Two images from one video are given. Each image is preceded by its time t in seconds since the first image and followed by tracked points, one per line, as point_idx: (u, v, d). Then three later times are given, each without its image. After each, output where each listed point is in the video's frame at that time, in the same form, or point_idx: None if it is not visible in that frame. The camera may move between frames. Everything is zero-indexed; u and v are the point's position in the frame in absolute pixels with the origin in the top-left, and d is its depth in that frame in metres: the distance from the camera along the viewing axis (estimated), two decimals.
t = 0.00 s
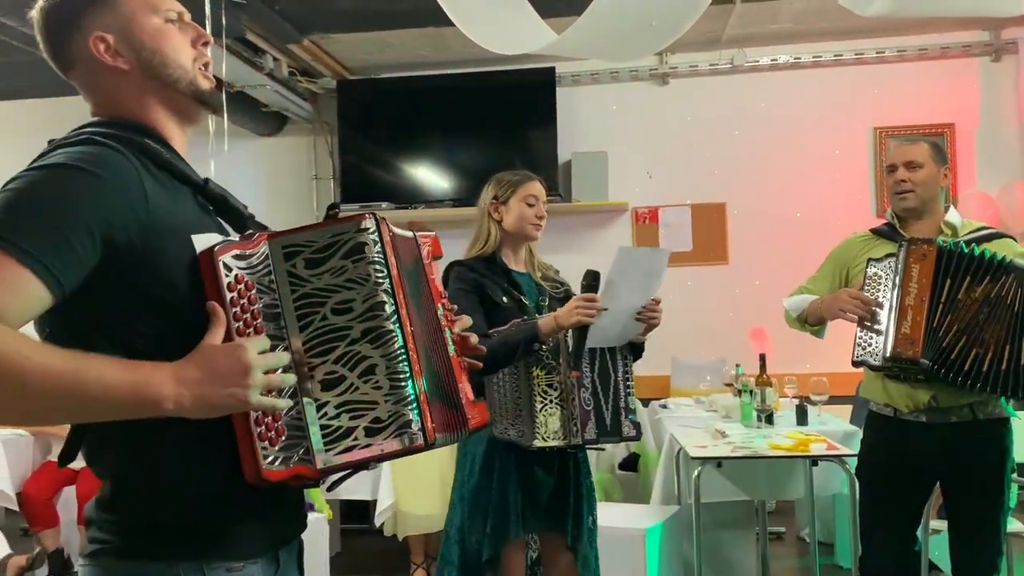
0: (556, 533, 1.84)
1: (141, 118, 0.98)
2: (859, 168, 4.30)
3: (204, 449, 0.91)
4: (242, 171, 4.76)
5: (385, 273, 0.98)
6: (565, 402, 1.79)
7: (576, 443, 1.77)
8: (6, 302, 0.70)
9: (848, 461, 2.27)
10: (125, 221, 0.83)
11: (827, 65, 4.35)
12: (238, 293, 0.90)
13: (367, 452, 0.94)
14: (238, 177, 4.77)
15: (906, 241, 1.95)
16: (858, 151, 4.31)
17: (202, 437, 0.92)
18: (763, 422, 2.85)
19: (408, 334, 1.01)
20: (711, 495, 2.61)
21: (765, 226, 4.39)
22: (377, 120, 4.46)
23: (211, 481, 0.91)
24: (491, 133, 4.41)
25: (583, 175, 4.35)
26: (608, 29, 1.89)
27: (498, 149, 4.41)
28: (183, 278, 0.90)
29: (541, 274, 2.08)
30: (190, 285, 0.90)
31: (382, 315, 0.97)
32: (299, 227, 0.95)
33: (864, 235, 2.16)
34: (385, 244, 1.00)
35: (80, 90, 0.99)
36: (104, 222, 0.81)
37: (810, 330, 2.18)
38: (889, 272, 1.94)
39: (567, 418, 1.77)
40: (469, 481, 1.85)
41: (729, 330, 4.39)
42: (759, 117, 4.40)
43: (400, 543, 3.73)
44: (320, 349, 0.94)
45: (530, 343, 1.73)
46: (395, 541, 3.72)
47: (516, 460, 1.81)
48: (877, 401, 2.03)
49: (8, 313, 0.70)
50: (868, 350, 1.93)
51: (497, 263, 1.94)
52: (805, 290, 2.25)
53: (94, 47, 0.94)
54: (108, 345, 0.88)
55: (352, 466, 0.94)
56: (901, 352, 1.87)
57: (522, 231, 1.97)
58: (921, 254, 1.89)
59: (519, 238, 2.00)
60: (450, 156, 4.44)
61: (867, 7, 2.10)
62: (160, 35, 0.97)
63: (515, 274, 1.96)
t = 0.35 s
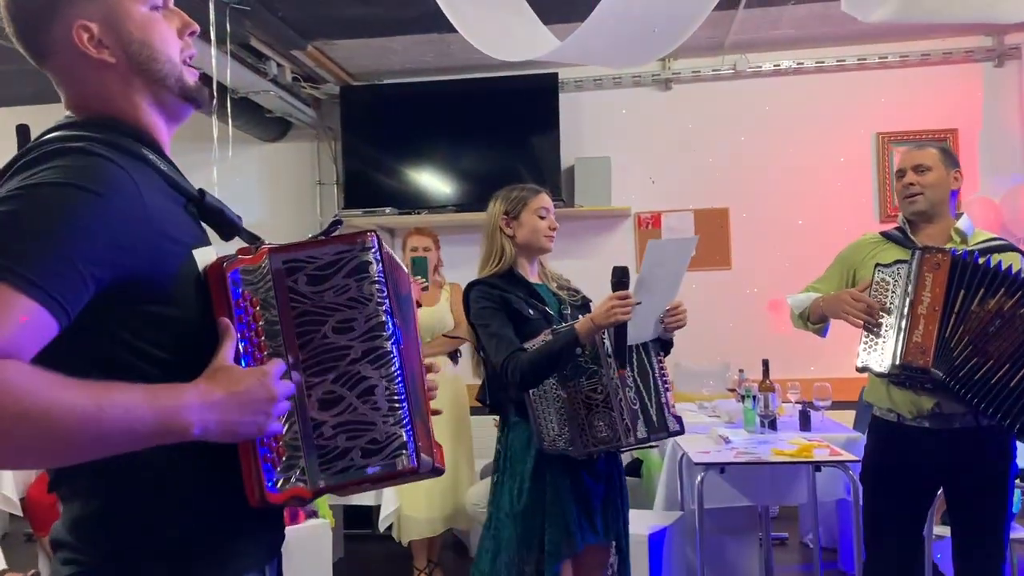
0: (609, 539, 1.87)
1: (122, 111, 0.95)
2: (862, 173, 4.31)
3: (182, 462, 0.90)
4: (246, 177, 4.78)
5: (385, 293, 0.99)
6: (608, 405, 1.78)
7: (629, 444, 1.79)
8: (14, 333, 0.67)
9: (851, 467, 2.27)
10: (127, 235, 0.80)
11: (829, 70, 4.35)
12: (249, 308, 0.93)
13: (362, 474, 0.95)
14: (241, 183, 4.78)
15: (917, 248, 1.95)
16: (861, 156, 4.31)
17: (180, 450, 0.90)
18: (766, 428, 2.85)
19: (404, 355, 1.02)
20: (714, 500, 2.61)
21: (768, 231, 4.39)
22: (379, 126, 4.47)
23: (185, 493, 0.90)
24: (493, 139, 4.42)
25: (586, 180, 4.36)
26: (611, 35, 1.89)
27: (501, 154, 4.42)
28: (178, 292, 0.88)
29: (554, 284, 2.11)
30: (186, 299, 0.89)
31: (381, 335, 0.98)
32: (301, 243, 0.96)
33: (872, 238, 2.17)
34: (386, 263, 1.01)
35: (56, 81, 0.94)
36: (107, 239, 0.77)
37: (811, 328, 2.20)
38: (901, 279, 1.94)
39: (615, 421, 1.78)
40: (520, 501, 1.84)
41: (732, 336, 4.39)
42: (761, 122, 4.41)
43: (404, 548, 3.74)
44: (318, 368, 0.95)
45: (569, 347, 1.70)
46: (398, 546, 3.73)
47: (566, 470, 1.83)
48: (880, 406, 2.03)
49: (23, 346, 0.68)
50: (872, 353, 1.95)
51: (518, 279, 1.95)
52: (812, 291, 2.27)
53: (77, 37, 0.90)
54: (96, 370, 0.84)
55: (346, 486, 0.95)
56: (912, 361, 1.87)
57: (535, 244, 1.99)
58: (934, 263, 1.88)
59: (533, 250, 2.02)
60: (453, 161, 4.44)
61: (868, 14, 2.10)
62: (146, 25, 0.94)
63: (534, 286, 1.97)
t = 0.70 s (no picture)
0: (628, 547, 1.88)
1: (120, 123, 0.96)
2: (863, 182, 4.31)
3: (177, 470, 0.90)
4: (248, 184, 4.79)
5: (382, 307, 0.98)
6: (619, 414, 1.79)
7: (640, 452, 1.80)
8: None
9: (852, 476, 2.26)
10: (112, 247, 0.80)
11: (830, 79, 4.36)
12: (246, 323, 0.92)
13: (354, 491, 0.93)
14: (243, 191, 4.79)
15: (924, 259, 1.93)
16: (861, 164, 4.32)
17: (175, 455, 0.91)
18: (767, 436, 2.85)
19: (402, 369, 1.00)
20: (716, 509, 2.60)
21: (768, 239, 4.39)
22: (381, 134, 4.48)
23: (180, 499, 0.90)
24: (494, 147, 4.43)
25: (587, 187, 4.37)
26: (611, 46, 1.90)
27: (502, 162, 4.42)
28: (168, 300, 0.88)
29: (564, 293, 2.11)
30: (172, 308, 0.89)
31: (379, 349, 0.96)
32: (300, 255, 0.96)
33: (876, 247, 2.17)
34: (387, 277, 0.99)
35: (57, 94, 0.96)
36: (89, 252, 0.77)
37: (818, 339, 2.20)
38: (906, 290, 1.93)
39: (626, 429, 1.79)
40: (536, 510, 1.84)
41: (733, 344, 4.39)
42: (762, 130, 4.42)
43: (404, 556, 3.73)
44: (312, 382, 0.94)
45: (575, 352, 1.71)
46: (398, 554, 3.72)
47: (580, 482, 1.82)
48: (882, 415, 2.03)
49: None
50: (874, 363, 1.96)
51: (529, 292, 1.94)
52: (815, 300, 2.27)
53: (71, 51, 0.91)
54: (83, 376, 0.85)
55: (338, 503, 0.93)
56: (917, 372, 1.86)
57: (542, 251, 1.99)
58: (942, 274, 1.87)
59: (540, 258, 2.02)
60: (455, 169, 4.45)
61: (867, 24, 2.11)
62: (140, 35, 0.95)
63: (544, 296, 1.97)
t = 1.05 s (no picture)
0: (621, 558, 1.84)
1: (155, 144, 1.03)
2: (863, 188, 4.31)
3: (184, 467, 0.90)
4: (248, 189, 4.79)
5: (394, 305, 0.97)
6: (602, 421, 1.77)
7: (623, 460, 1.77)
8: None
9: (853, 484, 2.26)
10: (116, 246, 0.85)
11: (831, 85, 4.37)
12: (251, 321, 0.90)
13: (360, 488, 0.92)
14: (244, 195, 4.79)
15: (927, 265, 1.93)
16: (862, 171, 4.32)
17: (180, 457, 0.91)
18: (767, 443, 2.84)
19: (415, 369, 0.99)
20: (716, 516, 2.60)
21: (769, 245, 4.39)
22: (382, 139, 4.49)
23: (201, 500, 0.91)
24: (495, 153, 4.44)
25: (588, 193, 4.38)
26: (613, 52, 1.90)
27: (503, 168, 4.43)
28: (169, 291, 0.90)
29: (564, 300, 2.11)
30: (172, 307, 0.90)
31: (387, 347, 0.96)
32: (310, 257, 0.96)
33: (875, 254, 2.18)
34: (398, 278, 1.00)
35: (103, 124, 1.04)
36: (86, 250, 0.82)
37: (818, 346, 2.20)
38: (908, 295, 1.93)
39: (609, 437, 1.76)
40: (527, 516, 1.85)
41: (733, 350, 4.38)
42: (763, 137, 4.42)
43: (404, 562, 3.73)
44: (320, 379, 0.93)
45: (551, 360, 1.70)
46: (397, 560, 3.72)
47: (568, 492, 1.82)
48: (882, 423, 2.04)
49: None
50: (877, 370, 1.96)
51: (520, 300, 1.96)
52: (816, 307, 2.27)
53: (107, 78, 1.00)
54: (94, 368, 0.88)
55: (345, 501, 0.92)
56: (919, 378, 1.86)
57: (538, 260, 1.99)
58: (944, 281, 1.87)
59: (538, 266, 2.01)
60: (455, 174, 4.46)
61: (869, 32, 2.11)
62: (168, 59, 1.02)
63: (539, 304, 1.98)
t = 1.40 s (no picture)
0: (586, 559, 1.78)
1: (206, 161, 1.10)
2: (860, 188, 4.32)
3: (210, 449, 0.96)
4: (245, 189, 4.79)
5: (407, 297, 0.97)
6: (561, 417, 1.77)
7: (578, 457, 1.74)
8: (27, 312, 0.81)
9: (849, 483, 2.26)
10: (159, 249, 0.93)
11: (827, 85, 4.37)
12: (272, 312, 0.93)
13: (370, 470, 0.91)
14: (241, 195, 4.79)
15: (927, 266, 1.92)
16: (859, 171, 4.32)
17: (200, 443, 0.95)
18: (764, 443, 2.84)
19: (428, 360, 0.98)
20: (712, 515, 2.60)
21: (766, 245, 4.40)
22: (379, 138, 4.48)
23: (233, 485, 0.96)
24: (492, 153, 4.43)
25: (585, 193, 4.38)
26: (610, 52, 1.91)
27: (500, 168, 4.43)
28: (206, 286, 0.96)
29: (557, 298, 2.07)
30: (201, 294, 0.96)
31: (397, 336, 0.95)
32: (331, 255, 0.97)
33: (874, 252, 2.18)
34: (413, 272, 1.00)
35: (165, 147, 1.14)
36: (124, 246, 0.89)
37: (815, 343, 2.20)
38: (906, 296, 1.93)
39: (568, 432, 1.76)
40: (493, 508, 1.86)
41: (730, 350, 4.39)
42: (760, 137, 4.42)
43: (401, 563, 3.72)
44: (338, 366, 0.94)
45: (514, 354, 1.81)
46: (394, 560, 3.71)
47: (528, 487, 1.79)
48: (879, 422, 2.04)
49: (31, 321, 0.81)
50: (873, 368, 1.95)
51: (505, 292, 1.98)
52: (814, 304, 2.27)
53: (163, 104, 1.09)
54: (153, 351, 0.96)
55: (356, 483, 0.92)
56: (913, 380, 1.85)
57: (525, 255, 1.97)
58: (942, 283, 1.85)
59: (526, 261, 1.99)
60: (452, 174, 4.45)
61: (865, 32, 2.12)
62: (214, 84, 1.10)
63: (524, 299, 1.97)
